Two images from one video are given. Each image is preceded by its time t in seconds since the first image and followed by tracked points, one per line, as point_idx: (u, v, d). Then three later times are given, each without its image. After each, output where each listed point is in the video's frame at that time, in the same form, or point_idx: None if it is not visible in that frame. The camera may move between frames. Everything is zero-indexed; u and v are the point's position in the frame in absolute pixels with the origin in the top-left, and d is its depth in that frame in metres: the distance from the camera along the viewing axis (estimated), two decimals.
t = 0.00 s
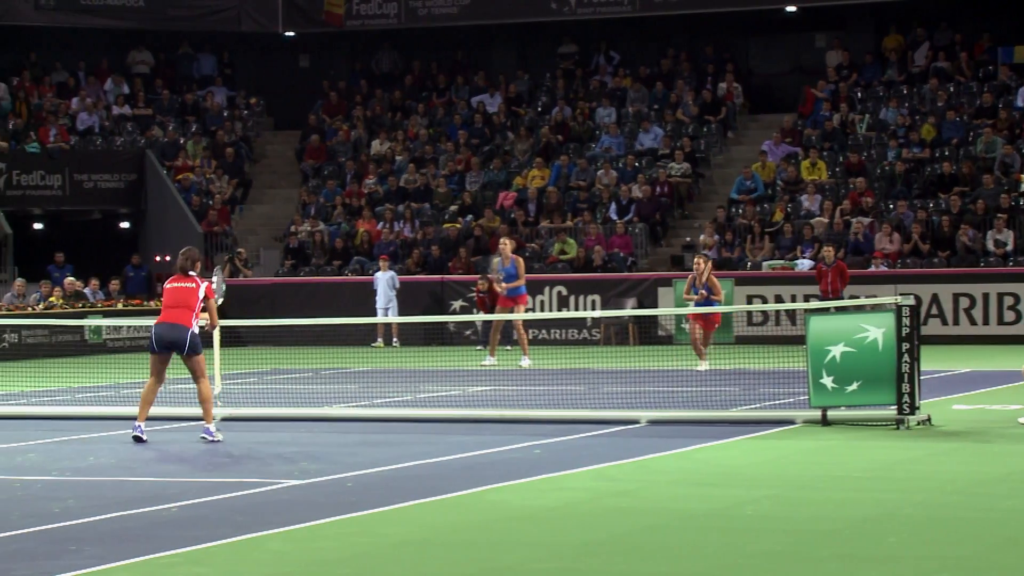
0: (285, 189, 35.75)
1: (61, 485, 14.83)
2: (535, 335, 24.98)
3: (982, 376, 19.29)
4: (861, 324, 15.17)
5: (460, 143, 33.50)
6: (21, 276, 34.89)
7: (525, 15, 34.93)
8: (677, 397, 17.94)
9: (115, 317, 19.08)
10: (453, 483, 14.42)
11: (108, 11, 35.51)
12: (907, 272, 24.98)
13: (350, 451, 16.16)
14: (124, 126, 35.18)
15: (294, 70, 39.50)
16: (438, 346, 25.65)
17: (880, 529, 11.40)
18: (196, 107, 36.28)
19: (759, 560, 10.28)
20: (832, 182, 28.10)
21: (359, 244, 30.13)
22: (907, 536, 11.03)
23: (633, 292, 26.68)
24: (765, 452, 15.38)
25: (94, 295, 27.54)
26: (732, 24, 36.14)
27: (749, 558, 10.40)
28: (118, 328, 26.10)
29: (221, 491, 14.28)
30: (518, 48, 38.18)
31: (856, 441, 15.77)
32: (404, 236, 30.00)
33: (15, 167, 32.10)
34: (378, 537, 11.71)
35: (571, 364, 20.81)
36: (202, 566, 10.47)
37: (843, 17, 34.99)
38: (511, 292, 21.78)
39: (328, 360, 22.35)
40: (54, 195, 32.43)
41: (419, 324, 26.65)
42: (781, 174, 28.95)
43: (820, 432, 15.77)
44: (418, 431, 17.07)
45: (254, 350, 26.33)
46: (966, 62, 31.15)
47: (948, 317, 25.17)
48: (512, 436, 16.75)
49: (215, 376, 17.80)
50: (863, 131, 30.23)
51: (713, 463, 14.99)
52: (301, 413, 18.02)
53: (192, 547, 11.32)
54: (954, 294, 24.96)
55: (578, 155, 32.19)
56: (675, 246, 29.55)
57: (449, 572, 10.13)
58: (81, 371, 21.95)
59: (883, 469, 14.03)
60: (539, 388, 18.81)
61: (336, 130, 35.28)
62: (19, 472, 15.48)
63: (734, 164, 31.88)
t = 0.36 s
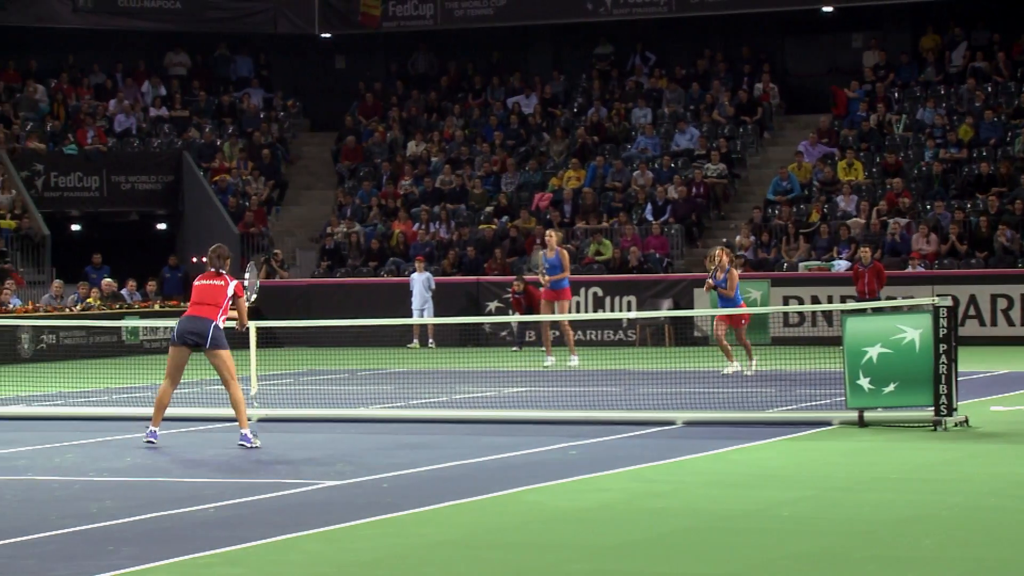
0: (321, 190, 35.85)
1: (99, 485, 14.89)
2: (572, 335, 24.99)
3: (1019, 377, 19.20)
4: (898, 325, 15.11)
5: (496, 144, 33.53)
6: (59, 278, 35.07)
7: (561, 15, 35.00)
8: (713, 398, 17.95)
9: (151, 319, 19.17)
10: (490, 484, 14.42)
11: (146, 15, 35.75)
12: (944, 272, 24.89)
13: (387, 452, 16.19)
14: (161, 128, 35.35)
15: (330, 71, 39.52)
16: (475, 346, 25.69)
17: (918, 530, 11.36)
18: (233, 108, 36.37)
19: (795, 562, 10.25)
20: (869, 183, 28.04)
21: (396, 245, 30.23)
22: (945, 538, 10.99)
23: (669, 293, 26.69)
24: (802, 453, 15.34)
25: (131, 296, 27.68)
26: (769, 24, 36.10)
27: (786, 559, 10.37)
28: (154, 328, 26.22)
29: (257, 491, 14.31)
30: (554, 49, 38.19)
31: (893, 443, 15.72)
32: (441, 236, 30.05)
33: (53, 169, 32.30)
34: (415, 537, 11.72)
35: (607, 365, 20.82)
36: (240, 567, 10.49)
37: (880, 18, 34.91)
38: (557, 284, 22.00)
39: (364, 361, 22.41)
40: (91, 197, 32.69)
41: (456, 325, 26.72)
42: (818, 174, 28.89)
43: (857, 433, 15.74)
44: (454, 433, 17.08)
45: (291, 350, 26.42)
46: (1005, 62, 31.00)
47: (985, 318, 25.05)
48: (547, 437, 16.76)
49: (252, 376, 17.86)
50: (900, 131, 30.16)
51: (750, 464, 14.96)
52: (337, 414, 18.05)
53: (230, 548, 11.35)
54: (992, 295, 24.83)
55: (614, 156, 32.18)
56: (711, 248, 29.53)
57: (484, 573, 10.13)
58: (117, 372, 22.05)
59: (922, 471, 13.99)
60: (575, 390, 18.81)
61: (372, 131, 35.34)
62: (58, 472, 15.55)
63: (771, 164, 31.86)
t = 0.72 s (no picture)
0: (354, 191, 35.95)
1: (133, 485, 14.93)
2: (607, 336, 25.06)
3: None
4: (931, 326, 15.02)
5: (528, 145, 33.56)
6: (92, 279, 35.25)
7: (594, 16, 35.12)
8: (745, 399, 17.96)
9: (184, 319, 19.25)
10: (522, 484, 14.42)
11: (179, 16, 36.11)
12: (978, 273, 24.83)
13: (419, 452, 16.21)
14: (194, 129, 35.51)
15: (363, 71, 39.56)
16: (508, 347, 25.79)
17: (951, 532, 11.32)
18: (266, 109, 36.54)
19: (830, 563, 10.22)
20: (903, 183, 28.01)
21: (428, 245, 30.37)
22: (979, 539, 10.95)
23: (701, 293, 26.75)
24: (835, 454, 15.31)
25: (165, 297, 27.84)
26: (802, 25, 36.10)
27: (820, 560, 10.34)
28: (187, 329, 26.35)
29: (290, 491, 14.33)
30: (586, 49, 38.23)
31: (926, 443, 15.67)
32: (473, 237, 30.14)
33: (87, 170, 32.44)
34: (447, 537, 11.72)
35: (638, 365, 20.82)
36: (273, 567, 10.51)
37: (913, 17, 34.86)
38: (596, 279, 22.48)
39: (395, 362, 22.45)
40: (125, 198, 32.66)
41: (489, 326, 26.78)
42: (851, 175, 28.86)
43: (890, 433, 15.71)
44: (486, 433, 17.09)
45: (325, 351, 26.55)
46: None
47: (1019, 319, 24.94)
48: (579, 438, 16.75)
49: (285, 377, 17.90)
50: (934, 132, 30.11)
51: (783, 465, 14.93)
52: (368, 414, 18.08)
53: (263, 548, 11.36)
54: None
55: (646, 156, 32.21)
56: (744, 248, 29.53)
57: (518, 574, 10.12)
58: (151, 372, 22.14)
59: (956, 471, 13.94)
60: (607, 391, 18.80)
61: (404, 131, 35.42)
62: (92, 472, 15.60)
63: (803, 164, 31.88)
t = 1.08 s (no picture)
0: (385, 191, 35.98)
1: (165, 484, 14.96)
2: (639, 336, 25.03)
3: None
4: (963, 326, 14.89)
5: (558, 144, 33.53)
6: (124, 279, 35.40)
7: (624, 16, 35.13)
8: (776, 399, 17.93)
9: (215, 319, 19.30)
10: (552, 484, 14.39)
11: (211, 16, 36.32)
12: (1011, 274, 24.68)
13: (449, 452, 16.21)
14: (225, 130, 35.60)
15: (392, 71, 39.63)
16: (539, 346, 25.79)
17: (984, 533, 11.26)
18: (296, 110, 36.63)
19: (863, 564, 10.15)
20: (935, 183, 27.91)
21: (458, 245, 30.39)
22: (1012, 541, 10.88)
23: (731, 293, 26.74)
24: (867, 454, 15.25)
25: (196, 297, 27.90)
26: (833, 24, 36.01)
27: (853, 561, 10.27)
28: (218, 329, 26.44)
29: (320, 491, 14.33)
30: (617, 48, 38.24)
31: (958, 444, 15.59)
32: (503, 237, 30.15)
33: (118, 170, 32.66)
34: (478, 537, 11.70)
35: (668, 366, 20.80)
36: (304, 566, 10.50)
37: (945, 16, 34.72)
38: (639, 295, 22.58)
39: (425, 362, 22.48)
40: (155, 198, 33.15)
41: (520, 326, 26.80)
42: (882, 174, 28.75)
43: (922, 434, 15.64)
44: (517, 434, 17.08)
45: (355, 351, 26.58)
46: None
47: None
48: (609, 438, 16.73)
49: (316, 377, 17.92)
50: (966, 131, 29.95)
51: (814, 465, 14.88)
52: (398, 415, 18.09)
53: (293, 548, 11.36)
54: None
55: (677, 156, 32.16)
56: (775, 248, 29.48)
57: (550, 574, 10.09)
58: (182, 372, 22.20)
59: (989, 471, 13.86)
60: (637, 392, 18.77)
61: (434, 131, 35.44)
62: (123, 471, 15.64)
63: (834, 164, 31.80)
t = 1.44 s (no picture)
0: (398, 191, 35.97)
1: (179, 484, 14.97)
2: (654, 336, 25.02)
3: None
4: (977, 326, 14.83)
5: (572, 145, 33.52)
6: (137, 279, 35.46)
7: (637, 15, 35.14)
8: (789, 399, 17.93)
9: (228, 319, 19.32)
10: (565, 483, 14.39)
11: (224, 16, 36.36)
12: None
13: (461, 452, 16.22)
14: (239, 130, 35.60)
15: (406, 72, 39.66)
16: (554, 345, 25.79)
17: (997, 533, 11.24)
18: (309, 110, 36.68)
19: (877, 564, 10.14)
20: (948, 183, 27.91)
21: (471, 245, 30.39)
22: None
23: (745, 293, 26.74)
24: (880, 454, 15.23)
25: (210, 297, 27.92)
26: (847, 23, 35.99)
27: (866, 561, 10.26)
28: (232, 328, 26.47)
29: (332, 491, 14.34)
30: (630, 48, 38.26)
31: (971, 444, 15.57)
32: (516, 237, 30.16)
33: (133, 171, 32.75)
34: (490, 537, 11.70)
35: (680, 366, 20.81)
36: (316, 566, 10.51)
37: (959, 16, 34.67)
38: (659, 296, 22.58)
39: (437, 362, 22.50)
40: (169, 198, 33.29)
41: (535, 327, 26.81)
42: (896, 174, 28.70)
43: (934, 434, 15.63)
44: (530, 434, 17.08)
45: (369, 351, 26.59)
46: None
47: None
48: (622, 438, 16.72)
49: (329, 377, 17.94)
50: (980, 131, 29.90)
51: (827, 465, 14.87)
52: (411, 414, 18.10)
53: (305, 548, 11.36)
54: None
55: (690, 156, 32.14)
56: (788, 248, 29.50)
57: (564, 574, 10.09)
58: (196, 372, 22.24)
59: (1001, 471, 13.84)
60: (650, 392, 18.77)
61: (448, 131, 35.45)
62: (137, 471, 15.66)
63: (847, 164, 31.78)
